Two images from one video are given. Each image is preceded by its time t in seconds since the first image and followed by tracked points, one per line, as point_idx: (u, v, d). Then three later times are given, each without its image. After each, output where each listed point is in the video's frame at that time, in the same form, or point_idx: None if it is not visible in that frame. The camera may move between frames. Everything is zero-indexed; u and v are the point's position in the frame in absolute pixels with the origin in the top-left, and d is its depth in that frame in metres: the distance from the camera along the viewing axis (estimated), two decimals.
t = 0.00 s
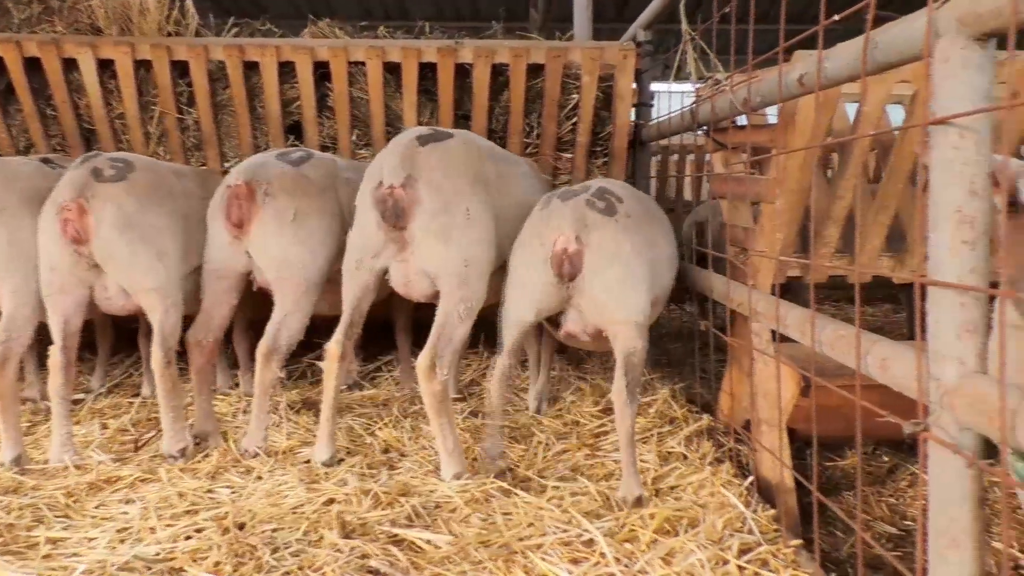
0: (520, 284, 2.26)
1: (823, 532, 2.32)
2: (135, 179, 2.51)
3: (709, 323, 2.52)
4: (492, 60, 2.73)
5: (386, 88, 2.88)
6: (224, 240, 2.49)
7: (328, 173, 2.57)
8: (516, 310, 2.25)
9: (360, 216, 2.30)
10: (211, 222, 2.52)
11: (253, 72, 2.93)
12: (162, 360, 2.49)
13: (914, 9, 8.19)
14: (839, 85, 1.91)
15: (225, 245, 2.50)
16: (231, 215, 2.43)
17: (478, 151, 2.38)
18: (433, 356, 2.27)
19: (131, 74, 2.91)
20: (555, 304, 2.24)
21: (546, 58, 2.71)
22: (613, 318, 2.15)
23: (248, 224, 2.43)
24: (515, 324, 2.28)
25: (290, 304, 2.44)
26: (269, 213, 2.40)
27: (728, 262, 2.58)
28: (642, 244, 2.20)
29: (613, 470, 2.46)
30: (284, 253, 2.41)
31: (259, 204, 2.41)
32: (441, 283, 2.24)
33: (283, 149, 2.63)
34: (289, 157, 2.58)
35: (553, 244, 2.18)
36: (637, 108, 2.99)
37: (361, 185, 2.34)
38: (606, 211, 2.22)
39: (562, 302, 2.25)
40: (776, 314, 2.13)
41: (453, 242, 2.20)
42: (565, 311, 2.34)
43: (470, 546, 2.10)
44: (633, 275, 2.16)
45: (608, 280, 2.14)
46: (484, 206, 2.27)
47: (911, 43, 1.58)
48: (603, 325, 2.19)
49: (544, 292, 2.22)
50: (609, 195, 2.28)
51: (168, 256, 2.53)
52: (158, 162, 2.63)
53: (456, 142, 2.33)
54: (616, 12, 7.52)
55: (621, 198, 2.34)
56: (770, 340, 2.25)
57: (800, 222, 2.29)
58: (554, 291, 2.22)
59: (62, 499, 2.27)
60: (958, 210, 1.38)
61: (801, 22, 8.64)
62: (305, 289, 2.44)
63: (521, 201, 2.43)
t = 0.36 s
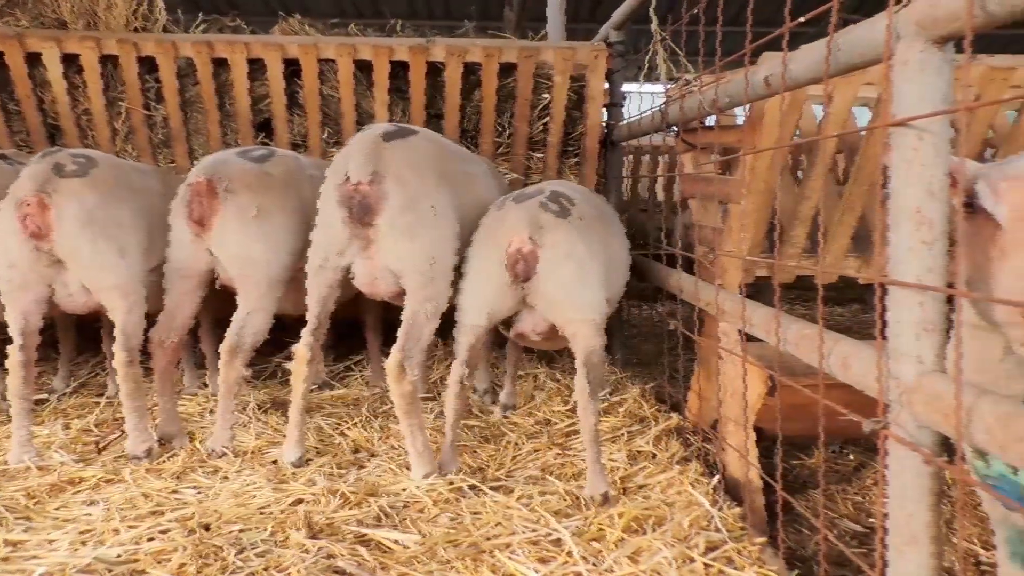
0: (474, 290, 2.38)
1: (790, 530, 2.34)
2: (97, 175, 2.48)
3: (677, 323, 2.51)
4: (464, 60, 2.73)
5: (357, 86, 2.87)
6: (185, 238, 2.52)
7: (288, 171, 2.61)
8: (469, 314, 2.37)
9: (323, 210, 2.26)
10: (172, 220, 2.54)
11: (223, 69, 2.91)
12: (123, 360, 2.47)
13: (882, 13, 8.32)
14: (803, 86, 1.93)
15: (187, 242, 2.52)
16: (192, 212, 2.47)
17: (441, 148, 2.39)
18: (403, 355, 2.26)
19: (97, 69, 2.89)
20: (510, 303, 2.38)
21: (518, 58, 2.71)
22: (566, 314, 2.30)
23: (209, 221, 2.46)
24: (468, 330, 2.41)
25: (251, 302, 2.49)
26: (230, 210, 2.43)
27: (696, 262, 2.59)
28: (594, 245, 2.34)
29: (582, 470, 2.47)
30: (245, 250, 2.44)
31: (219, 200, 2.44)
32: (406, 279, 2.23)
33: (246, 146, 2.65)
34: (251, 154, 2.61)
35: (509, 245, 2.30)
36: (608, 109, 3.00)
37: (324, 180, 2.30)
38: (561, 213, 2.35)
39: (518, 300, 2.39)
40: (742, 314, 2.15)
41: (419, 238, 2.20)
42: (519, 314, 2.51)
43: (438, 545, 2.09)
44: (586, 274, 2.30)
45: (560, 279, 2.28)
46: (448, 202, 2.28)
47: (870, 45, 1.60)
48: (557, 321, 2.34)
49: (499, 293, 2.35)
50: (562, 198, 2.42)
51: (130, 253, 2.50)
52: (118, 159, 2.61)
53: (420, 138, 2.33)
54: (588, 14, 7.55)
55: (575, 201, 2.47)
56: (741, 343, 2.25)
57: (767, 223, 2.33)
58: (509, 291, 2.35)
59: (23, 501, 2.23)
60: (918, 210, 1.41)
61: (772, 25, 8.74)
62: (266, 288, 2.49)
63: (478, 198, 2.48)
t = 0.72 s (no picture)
0: (434, 291, 2.53)
1: (754, 527, 2.36)
2: (71, 171, 2.46)
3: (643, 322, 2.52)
4: (433, 58, 2.72)
5: (325, 83, 2.86)
6: (146, 237, 2.52)
7: (249, 168, 2.63)
8: (430, 314, 2.52)
9: (280, 210, 2.37)
10: (132, 218, 2.53)
11: (188, 65, 2.89)
12: (87, 361, 2.43)
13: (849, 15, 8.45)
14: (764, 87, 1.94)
15: (147, 241, 2.52)
16: (152, 210, 2.48)
17: (399, 146, 2.49)
18: (365, 354, 2.33)
19: (59, 64, 2.85)
20: (471, 303, 2.52)
21: (487, 57, 2.71)
22: (524, 311, 2.43)
23: (169, 218, 2.48)
24: (430, 331, 2.56)
25: (213, 302, 2.50)
26: (192, 207, 2.45)
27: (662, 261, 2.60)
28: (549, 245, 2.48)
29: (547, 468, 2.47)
30: (206, 249, 2.45)
31: (181, 198, 2.46)
32: (362, 276, 2.33)
33: (207, 144, 2.67)
34: (211, 152, 2.63)
35: (467, 245, 2.45)
36: (577, 109, 3.00)
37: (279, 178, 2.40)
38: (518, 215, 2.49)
39: (479, 300, 2.52)
40: (704, 312, 2.16)
41: (374, 237, 2.30)
42: (481, 315, 2.64)
43: (402, 545, 2.08)
44: (542, 274, 2.44)
45: (517, 277, 2.41)
46: (404, 200, 2.38)
47: (827, 47, 1.61)
48: (516, 320, 2.47)
49: (459, 293, 2.50)
50: (519, 198, 2.58)
51: (103, 251, 2.48)
52: (91, 155, 2.59)
53: (376, 136, 2.43)
54: (560, 15, 7.59)
55: (531, 202, 2.62)
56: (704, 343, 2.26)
57: (732, 224, 2.36)
58: (469, 292, 2.50)
59: None
60: (873, 210, 1.42)
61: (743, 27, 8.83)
62: (227, 286, 2.50)
63: (437, 195, 2.58)
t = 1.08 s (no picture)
0: (378, 290, 2.54)
1: (698, 523, 2.38)
2: (6, 167, 2.40)
3: (591, 321, 2.52)
4: (383, 56, 2.70)
5: (274, 80, 2.85)
6: (89, 234, 2.46)
7: (196, 164, 2.59)
8: (374, 313, 2.53)
9: (219, 206, 2.38)
10: (74, 215, 2.48)
11: (131, 59, 2.91)
12: (23, 361, 2.40)
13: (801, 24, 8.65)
14: (705, 90, 1.96)
15: (91, 238, 2.47)
16: (96, 207, 2.42)
17: (341, 145, 2.53)
18: (308, 352, 2.35)
19: None
20: (415, 302, 2.54)
21: (438, 55, 2.71)
22: (469, 310, 2.48)
23: (114, 216, 2.43)
24: (373, 330, 2.57)
25: (158, 300, 2.45)
26: (138, 204, 2.41)
27: (609, 261, 2.60)
28: (493, 245, 2.54)
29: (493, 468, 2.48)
30: (152, 247, 2.42)
31: (126, 195, 2.41)
32: (303, 273, 2.36)
33: (153, 139, 2.62)
34: (157, 148, 2.58)
35: (411, 245, 2.47)
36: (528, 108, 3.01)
37: (218, 174, 2.41)
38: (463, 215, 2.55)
39: (425, 299, 2.55)
40: (647, 311, 2.19)
41: (314, 234, 2.33)
42: (425, 315, 2.67)
43: (345, 547, 2.06)
44: (488, 274, 2.49)
45: (464, 277, 2.47)
46: (345, 198, 2.42)
47: (763, 50, 1.63)
48: (461, 318, 2.52)
49: (404, 290, 2.51)
50: (463, 198, 2.64)
51: (43, 248, 2.42)
52: (34, 149, 2.52)
53: (317, 134, 2.46)
54: (518, 19, 7.63)
55: (476, 202, 2.68)
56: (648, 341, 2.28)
57: (680, 219, 2.37)
58: (414, 289, 2.51)
59: None
60: (804, 211, 1.45)
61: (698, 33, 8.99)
62: (173, 284, 2.46)
63: (377, 194, 2.62)
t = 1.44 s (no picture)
0: (316, 288, 2.50)
1: (631, 519, 2.41)
2: None
3: (525, 319, 2.52)
4: (320, 51, 2.69)
5: (208, 73, 2.89)
6: (11, 229, 2.37)
7: (127, 158, 2.53)
8: (312, 311, 2.49)
9: (149, 201, 2.28)
10: None
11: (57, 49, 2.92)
12: None
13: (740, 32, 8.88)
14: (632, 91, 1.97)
15: (13, 234, 2.38)
16: (18, 201, 2.34)
17: (277, 141, 2.48)
18: (241, 352, 2.28)
19: None
20: (354, 300, 2.51)
21: (376, 52, 2.71)
22: (409, 309, 2.47)
23: (38, 210, 2.34)
24: (310, 327, 2.53)
25: (85, 298, 2.37)
26: (64, 198, 2.34)
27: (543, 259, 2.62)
28: (433, 244, 2.54)
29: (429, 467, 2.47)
30: (79, 242, 2.35)
31: (51, 189, 2.33)
32: (237, 271, 2.28)
33: (80, 132, 2.55)
34: (85, 140, 2.51)
35: (352, 243, 2.44)
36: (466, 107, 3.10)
37: (149, 168, 2.31)
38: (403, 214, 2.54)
39: (364, 298, 2.52)
40: (577, 309, 2.21)
41: (249, 230, 2.26)
42: (364, 313, 2.63)
43: (274, 548, 2.03)
44: (428, 274, 2.48)
45: (405, 276, 2.46)
46: (281, 194, 2.36)
47: (684, 52, 1.63)
48: (401, 317, 2.50)
49: (343, 289, 2.47)
50: (404, 197, 2.63)
51: None
52: None
53: (252, 129, 2.40)
54: (462, 18, 7.66)
55: (416, 202, 2.68)
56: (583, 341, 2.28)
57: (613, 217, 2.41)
58: (353, 288, 2.48)
59: None
60: (722, 211, 1.45)
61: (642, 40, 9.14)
62: (100, 281, 2.39)
63: (313, 191, 2.58)
